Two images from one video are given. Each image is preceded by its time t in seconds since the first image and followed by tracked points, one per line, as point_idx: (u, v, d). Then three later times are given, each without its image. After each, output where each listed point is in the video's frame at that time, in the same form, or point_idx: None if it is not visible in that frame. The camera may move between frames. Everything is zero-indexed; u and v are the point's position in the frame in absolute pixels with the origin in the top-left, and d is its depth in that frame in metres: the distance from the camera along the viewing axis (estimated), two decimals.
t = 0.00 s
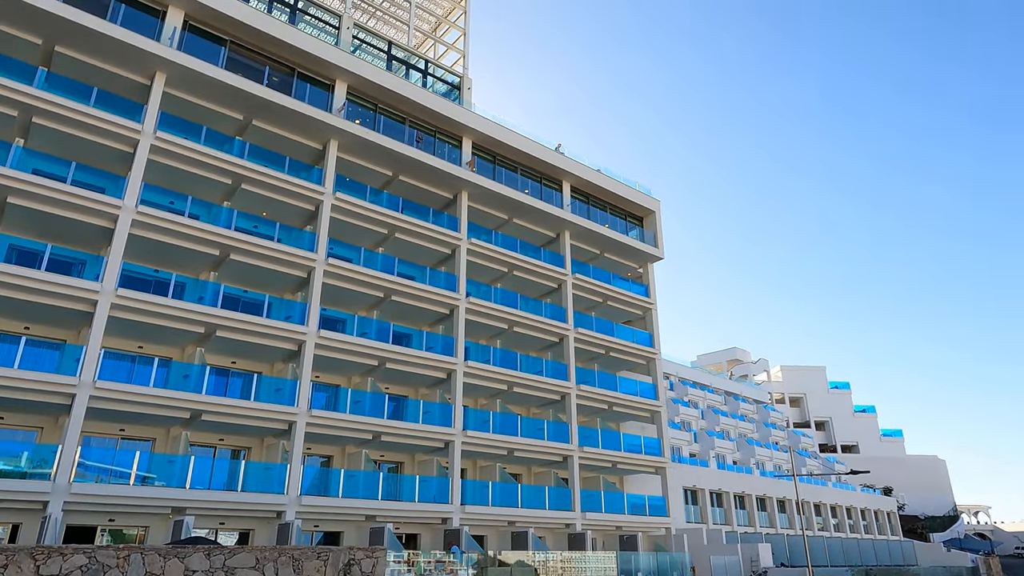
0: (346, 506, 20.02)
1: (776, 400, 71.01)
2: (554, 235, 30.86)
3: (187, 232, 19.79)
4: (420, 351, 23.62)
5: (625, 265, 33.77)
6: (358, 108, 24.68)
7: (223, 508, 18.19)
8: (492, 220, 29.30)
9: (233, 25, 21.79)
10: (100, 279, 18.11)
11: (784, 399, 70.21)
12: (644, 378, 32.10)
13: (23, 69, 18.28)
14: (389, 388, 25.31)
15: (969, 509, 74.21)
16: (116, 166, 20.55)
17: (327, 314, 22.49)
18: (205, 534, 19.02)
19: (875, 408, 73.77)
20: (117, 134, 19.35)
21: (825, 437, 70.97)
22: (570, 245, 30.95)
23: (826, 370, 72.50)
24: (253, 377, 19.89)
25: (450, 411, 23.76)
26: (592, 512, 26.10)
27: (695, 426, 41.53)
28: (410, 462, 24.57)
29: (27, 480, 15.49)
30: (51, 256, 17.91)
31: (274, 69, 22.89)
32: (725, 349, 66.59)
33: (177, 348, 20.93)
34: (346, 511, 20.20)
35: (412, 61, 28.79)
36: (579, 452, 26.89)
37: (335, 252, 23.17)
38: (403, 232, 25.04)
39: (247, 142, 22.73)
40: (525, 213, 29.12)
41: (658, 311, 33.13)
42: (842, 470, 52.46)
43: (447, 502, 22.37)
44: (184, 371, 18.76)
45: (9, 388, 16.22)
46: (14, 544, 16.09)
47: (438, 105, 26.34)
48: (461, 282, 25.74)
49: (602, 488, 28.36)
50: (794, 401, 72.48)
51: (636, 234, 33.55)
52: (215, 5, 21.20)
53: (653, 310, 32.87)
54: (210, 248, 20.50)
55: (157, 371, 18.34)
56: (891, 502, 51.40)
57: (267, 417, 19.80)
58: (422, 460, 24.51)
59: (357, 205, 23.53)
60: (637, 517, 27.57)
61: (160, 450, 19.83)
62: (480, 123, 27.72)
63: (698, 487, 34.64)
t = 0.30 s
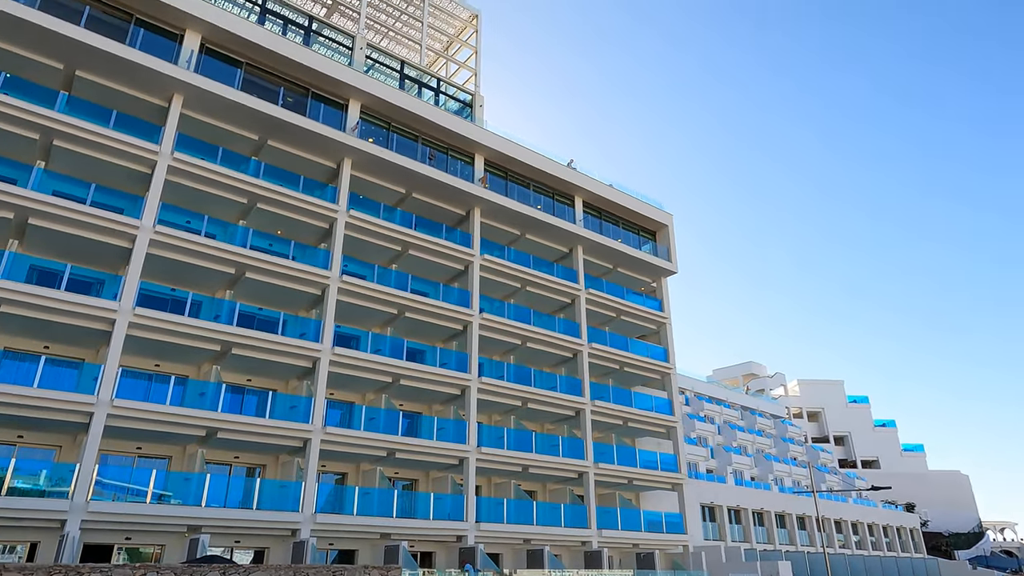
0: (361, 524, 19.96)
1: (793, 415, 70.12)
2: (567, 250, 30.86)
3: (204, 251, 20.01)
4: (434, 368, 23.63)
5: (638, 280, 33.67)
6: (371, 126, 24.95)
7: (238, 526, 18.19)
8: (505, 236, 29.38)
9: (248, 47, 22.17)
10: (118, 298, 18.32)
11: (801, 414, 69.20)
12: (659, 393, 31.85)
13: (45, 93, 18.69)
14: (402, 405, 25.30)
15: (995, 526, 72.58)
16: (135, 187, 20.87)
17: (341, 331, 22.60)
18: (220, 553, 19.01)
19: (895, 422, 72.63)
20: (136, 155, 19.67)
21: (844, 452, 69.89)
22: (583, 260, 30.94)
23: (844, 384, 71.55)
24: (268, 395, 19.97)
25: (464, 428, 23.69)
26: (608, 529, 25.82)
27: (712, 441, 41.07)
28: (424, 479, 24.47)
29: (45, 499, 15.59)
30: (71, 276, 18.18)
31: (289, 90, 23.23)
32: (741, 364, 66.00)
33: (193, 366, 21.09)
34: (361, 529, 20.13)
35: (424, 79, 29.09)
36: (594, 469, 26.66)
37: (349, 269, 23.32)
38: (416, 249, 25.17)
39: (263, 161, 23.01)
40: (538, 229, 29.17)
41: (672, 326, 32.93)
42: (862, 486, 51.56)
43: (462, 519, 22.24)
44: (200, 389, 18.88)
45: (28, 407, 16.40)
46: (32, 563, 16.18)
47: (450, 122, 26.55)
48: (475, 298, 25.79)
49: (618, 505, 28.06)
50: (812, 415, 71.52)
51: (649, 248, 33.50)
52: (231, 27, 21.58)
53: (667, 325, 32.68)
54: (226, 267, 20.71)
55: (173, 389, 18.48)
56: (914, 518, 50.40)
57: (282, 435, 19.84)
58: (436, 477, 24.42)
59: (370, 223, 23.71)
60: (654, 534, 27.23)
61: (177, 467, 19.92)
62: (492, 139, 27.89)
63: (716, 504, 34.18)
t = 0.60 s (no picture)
0: (375, 540, 19.89)
1: (811, 428, 69.28)
2: (579, 264, 30.83)
3: (219, 268, 20.20)
4: (447, 383, 23.61)
5: (652, 293, 33.54)
6: (383, 143, 25.17)
7: (253, 543, 18.18)
8: (517, 250, 29.42)
9: (262, 67, 22.48)
10: (134, 315, 18.51)
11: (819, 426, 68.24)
12: (674, 407, 31.60)
13: (64, 114, 19.03)
14: (416, 420, 25.28)
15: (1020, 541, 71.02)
16: (151, 205, 21.13)
17: (354, 346, 22.67)
18: (235, 569, 19.00)
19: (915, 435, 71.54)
20: (152, 174, 19.94)
21: (863, 466, 68.87)
22: (595, 273, 30.88)
23: (861, 397, 70.65)
24: (282, 411, 20.03)
25: (478, 443, 23.62)
26: (624, 545, 25.54)
27: (728, 455, 40.63)
28: (438, 495, 24.38)
29: (62, 515, 15.70)
30: (88, 294, 18.40)
31: (302, 108, 23.49)
32: (756, 377, 65.41)
33: (208, 383, 21.21)
34: (375, 545, 20.06)
35: (435, 96, 29.33)
36: (609, 484, 26.43)
37: (362, 285, 23.43)
38: (429, 264, 25.25)
39: (277, 179, 23.25)
40: (550, 243, 29.19)
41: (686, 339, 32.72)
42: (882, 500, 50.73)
43: (476, 535, 22.10)
44: (215, 406, 18.97)
45: (45, 424, 16.55)
46: None
47: (461, 138, 26.71)
48: (487, 312, 25.79)
49: (634, 520, 27.77)
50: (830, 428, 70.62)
51: (662, 260, 33.42)
52: (245, 47, 21.91)
53: (681, 338, 32.48)
54: (240, 283, 20.87)
55: (189, 406, 18.59)
56: (937, 533, 49.46)
57: (296, 451, 19.86)
58: (450, 493, 24.32)
59: (383, 239, 23.85)
60: (670, 550, 26.90)
61: (192, 484, 19.99)
62: (503, 154, 28.02)
63: (733, 519, 33.75)
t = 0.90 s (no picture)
0: (388, 554, 19.82)
1: (827, 439, 68.41)
2: (591, 275, 30.79)
3: (233, 282, 20.36)
4: (460, 395, 23.59)
5: (664, 304, 33.39)
6: (394, 157, 25.34)
7: (266, 557, 18.16)
8: (529, 262, 29.44)
9: (275, 83, 22.75)
10: (150, 329, 18.69)
11: (836, 438, 67.39)
12: (688, 418, 31.34)
13: (81, 132, 19.34)
14: (429, 433, 25.24)
15: None
16: (166, 221, 21.37)
17: (367, 360, 22.74)
18: None
19: (934, 446, 70.44)
20: (167, 190, 20.19)
21: (881, 478, 67.86)
22: (607, 285, 30.82)
23: (879, 407, 69.74)
24: (296, 424, 20.07)
25: (491, 455, 23.53)
26: (639, 559, 25.27)
27: (744, 467, 40.19)
28: (451, 508, 24.28)
29: (79, 530, 15.78)
30: (105, 309, 18.61)
31: (315, 123, 23.73)
32: (771, 388, 64.79)
33: (223, 397, 21.32)
34: (388, 559, 19.99)
35: (446, 109, 29.53)
36: (623, 496, 26.20)
37: (374, 298, 23.52)
38: (441, 276, 25.31)
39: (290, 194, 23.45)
40: (561, 255, 29.18)
41: (700, 350, 32.50)
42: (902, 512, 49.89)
43: (490, 549, 21.96)
44: (229, 420, 19.05)
45: (62, 438, 16.69)
46: None
47: (472, 151, 26.85)
48: (499, 324, 25.79)
49: (649, 533, 27.49)
50: (847, 439, 69.70)
51: (674, 271, 33.31)
52: (259, 65, 22.20)
53: (695, 348, 32.26)
54: (254, 297, 21.01)
55: (203, 420, 18.66)
56: (959, 546, 48.53)
57: (310, 464, 19.88)
58: (463, 506, 24.21)
59: (395, 252, 23.95)
60: (686, 564, 26.57)
61: (206, 497, 20.06)
62: (514, 167, 28.11)
63: (749, 532, 33.32)
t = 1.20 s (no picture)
0: (403, 566, 19.75)
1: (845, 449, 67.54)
2: (603, 285, 30.71)
3: (247, 295, 20.51)
4: (473, 406, 23.55)
5: (678, 312, 33.23)
6: (406, 169, 25.49)
7: (282, 569, 18.13)
8: (541, 272, 29.44)
9: (288, 98, 23.00)
10: (166, 342, 18.85)
11: (854, 447, 66.54)
12: (703, 428, 31.08)
13: (98, 148, 19.63)
14: (442, 444, 25.20)
15: None
16: (182, 235, 21.61)
17: (380, 371, 22.79)
18: None
19: (955, 455, 69.31)
20: (183, 205, 20.42)
21: (901, 487, 66.83)
22: (620, 294, 30.72)
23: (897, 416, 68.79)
24: (310, 436, 20.12)
25: (505, 467, 23.44)
26: (655, 571, 25.00)
27: (761, 477, 39.75)
28: (466, 520, 24.19)
29: (95, 542, 15.90)
30: (122, 322, 18.82)
31: (327, 136, 23.94)
32: (787, 397, 64.14)
33: (238, 409, 21.43)
34: (403, 572, 19.90)
35: (457, 121, 29.70)
36: (639, 507, 25.98)
37: (387, 309, 23.59)
38: (453, 287, 25.35)
39: (303, 206, 23.64)
40: (574, 264, 29.15)
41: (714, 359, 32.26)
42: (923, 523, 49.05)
43: (505, 561, 21.82)
44: (244, 431, 19.14)
45: (80, 451, 16.83)
46: None
47: (484, 162, 26.96)
48: (512, 334, 25.77)
49: (665, 545, 27.21)
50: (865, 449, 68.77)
51: (687, 280, 33.16)
52: (272, 80, 22.47)
53: (709, 357, 32.03)
54: (268, 310, 21.14)
55: (218, 431, 18.80)
56: (982, 557, 47.58)
57: (324, 476, 19.89)
58: (478, 517, 24.11)
59: (408, 263, 24.04)
60: None
61: (221, 510, 20.13)
62: (526, 177, 28.18)
63: (767, 543, 32.88)
